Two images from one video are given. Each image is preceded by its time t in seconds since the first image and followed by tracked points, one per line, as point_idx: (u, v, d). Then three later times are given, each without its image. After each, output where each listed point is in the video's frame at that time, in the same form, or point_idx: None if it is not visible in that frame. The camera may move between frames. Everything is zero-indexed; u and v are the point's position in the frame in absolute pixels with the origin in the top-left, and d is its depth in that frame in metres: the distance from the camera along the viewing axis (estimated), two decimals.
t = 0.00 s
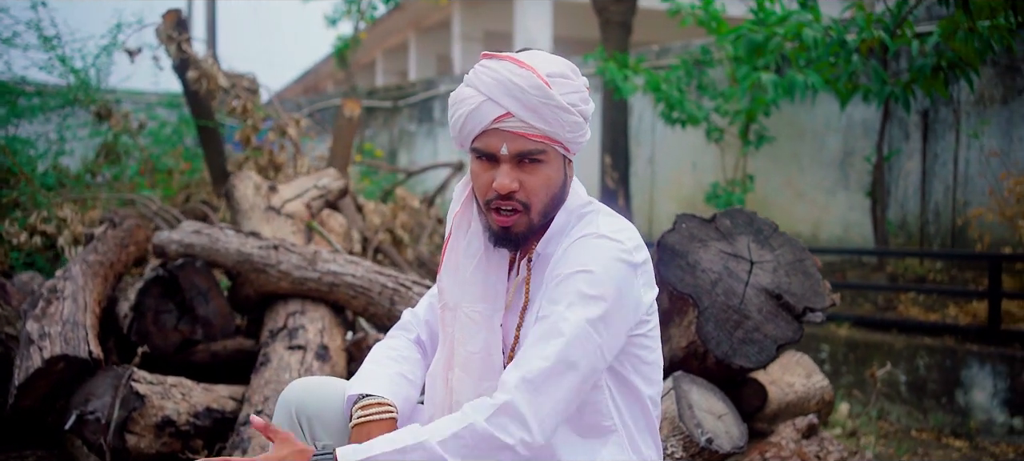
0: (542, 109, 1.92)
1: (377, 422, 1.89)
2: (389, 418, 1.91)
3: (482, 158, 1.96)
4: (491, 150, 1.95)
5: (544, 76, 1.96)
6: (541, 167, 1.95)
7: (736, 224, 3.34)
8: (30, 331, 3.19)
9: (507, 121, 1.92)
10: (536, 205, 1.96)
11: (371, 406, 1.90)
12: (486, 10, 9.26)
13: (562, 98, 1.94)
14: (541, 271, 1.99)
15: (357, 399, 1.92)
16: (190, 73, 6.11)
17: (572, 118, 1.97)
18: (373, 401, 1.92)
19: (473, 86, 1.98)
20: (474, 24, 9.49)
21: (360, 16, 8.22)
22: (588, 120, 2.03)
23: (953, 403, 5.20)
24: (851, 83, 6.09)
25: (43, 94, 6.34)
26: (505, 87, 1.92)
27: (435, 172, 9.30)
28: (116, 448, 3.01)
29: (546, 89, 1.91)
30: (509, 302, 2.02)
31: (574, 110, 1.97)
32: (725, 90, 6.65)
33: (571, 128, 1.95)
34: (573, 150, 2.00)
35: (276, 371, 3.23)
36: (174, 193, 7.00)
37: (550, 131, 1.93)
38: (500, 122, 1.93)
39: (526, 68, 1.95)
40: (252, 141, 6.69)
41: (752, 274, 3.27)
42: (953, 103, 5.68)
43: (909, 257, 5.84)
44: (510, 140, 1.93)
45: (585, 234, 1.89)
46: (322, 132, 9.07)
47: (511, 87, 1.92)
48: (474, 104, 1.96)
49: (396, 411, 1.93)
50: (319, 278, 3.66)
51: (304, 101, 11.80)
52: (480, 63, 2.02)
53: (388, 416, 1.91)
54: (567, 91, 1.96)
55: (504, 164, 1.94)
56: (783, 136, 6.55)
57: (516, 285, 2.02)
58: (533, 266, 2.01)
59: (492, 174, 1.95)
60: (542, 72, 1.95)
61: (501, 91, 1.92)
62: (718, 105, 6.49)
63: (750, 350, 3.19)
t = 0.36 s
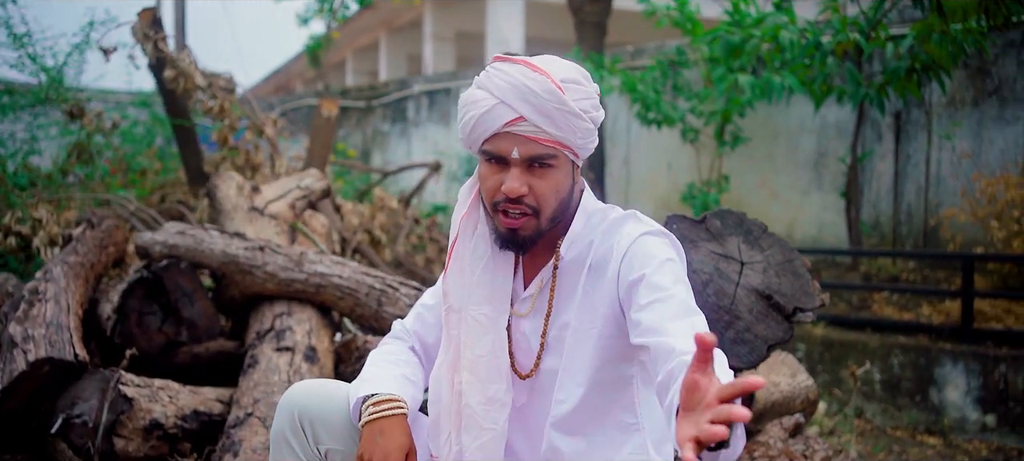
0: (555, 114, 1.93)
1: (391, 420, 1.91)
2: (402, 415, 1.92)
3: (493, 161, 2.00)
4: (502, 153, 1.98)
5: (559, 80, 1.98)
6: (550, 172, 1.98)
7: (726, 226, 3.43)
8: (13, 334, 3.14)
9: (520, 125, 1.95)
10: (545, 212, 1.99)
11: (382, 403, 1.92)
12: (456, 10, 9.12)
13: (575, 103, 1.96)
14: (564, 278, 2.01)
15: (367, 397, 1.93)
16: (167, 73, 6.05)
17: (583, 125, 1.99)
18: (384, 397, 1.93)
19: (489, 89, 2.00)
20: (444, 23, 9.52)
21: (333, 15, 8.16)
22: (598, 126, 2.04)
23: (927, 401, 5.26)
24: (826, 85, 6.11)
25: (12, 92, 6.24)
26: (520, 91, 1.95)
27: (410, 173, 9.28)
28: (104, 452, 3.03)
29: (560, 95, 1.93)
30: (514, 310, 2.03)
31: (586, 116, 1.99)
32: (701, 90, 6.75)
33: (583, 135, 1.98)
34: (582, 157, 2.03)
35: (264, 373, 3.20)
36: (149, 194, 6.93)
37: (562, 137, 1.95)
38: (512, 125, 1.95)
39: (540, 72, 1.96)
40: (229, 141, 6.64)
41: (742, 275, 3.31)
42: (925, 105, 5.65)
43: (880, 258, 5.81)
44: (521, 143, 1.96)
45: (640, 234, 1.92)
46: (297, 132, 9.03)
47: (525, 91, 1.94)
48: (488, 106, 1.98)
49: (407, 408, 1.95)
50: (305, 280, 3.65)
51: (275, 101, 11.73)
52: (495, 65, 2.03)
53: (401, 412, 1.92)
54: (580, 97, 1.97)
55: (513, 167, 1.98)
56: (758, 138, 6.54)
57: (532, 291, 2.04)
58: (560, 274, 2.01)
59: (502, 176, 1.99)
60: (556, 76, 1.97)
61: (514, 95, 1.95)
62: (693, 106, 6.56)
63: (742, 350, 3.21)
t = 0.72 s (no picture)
0: (589, 114, 1.95)
1: (400, 431, 1.94)
2: (410, 425, 1.95)
3: (523, 155, 2.00)
4: (532, 147, 1.98)
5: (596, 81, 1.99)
6: (578, 172, 1.98)
7: (719, 228, 3.49)
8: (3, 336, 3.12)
9: (554, 121, 1.96)
10: (568, 212, 1.99)
11: (392, 413, 1.95)
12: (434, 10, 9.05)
13: (610, 106, 1.97)
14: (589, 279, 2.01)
15: (376, 406, 1.96)
16: (151, 73, 6.03)
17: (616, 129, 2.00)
18: (394, 407, 1.96)
19: (526, 84, 2.01)
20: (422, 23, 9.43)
21: (313, 14, 8.13)
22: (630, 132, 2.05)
23: (908, 400, 5.31)
24: (808, 86, 6.12)
25: None
26: (558, 87, 1.96)
27: (392, 173, 9.28)
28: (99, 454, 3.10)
29: (597, 95, 1.94)
30: (536, 312, 2.03)
31: (619, 120, 2.00)
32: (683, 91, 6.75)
33: (614, 138, 1.98)
34: (611, 161, 2.03)
35: (259, 375, 3.20)
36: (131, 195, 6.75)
37: (593, 138, 1.96)
38: (545, 121, 1.96)
39: (579, 71, 1.98)
40: (213, 142, 6.61)
41: (737, 276, 3.41)
42: (905, 107, 5.69)
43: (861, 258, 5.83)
44: (553, 139, 1.96)
45: (671, 243, 1.92)
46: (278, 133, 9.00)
47: (563, 88, 1.95)
48: (523, 100, 1.99)
49: (416, 417, 1.98)
50: (298, 282, 3.69)
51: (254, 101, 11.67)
52: (535, 62, 2.05)
53: (411, 421, 1.95)
54: (615, 100, 1.99)
55: (542, 162, 1.98)
56: (740, 138, 6.57)
57: (555, 294, 2.03)
58: (587, 278, 2.01)
59: (530, 171, 1.98)
60: (594, 77, 1.98)
61: (551, 91, 1.96)
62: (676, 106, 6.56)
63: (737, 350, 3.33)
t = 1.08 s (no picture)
0: (602, 107, 1.97)
1: (405, 437, 1.95)
2: (414, 431, 1.96)
3: (536, 141, 2.04)
4: (545, 135, 2.01)
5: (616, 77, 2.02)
6: (586, 165, 2.00)
7: (712, 227, 3.55)
8: None
9: (567, 111, 1.99)
10: (573, 203, 2.00)
11: (396, 417, 1.96)
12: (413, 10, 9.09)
13: (626, 104, 1.99)
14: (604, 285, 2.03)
15: (381, 408, 1.98)
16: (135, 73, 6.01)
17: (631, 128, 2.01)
18: (398, 409, 1.97)
19: (549, 73, 2.05)
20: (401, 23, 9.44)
21: (294, 14, 8.10)
22: (648, 135, 2.05)
23: (890, 398, 5.29)
24: (789, 87, 6.10)
25: None
26: (576, 77, 1.99)
27: (374, 174, 9.27)
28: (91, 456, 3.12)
29: (613, 90, 1.96)
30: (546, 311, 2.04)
31: (636, 120, 2.01)
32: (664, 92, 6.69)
33: (627, 136, 1.99)
34: (624, 160, 2.04)
35: (252, 375, 3.20)
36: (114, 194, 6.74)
37: (605, 132, 1.98)
38: (559, 110, 2.00)
39: (600, 65, 2.01)
40: (196, 141, 6.58)
41: (730, 275, 3.46)
42: (884, 107, 5.77)
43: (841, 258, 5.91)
44: (564, 128, 1.99)
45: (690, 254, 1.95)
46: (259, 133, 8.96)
47: (580, 78, 1.98)
48: (543, 87, 2.03)
49: (421, 419, 1.99)
50: (290, 282, 3.73)
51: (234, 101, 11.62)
52: (562, 54, 2.09)
53: (416, 425, 1.97)
54: (632, 99, 2.00)
55: (552, 150, 2.00)
56: (721, 138, 6.63)
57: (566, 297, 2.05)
58: (600, 282, 2.04)
59: (540, 157, 2.02)
60: (614, 74, 2.01)
61: (570, 82, 2.00)
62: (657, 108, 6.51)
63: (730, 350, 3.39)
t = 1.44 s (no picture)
0: (616, 91, 1.97)
1: (408, 436, 1.96)
2: (415, 431, 1.97)
3: (547, 125, 2.03)
4: (556, 118, 2.01)
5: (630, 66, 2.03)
6: (597, 149, 2.00)
7: (707, 226, 3.61)
8: None
9: (581, 93, 1.99)
10: (581, 189, 2.00)
11: (397, 416, 1.98)
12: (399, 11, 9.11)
13: (639, 91, 2.00)
14: (600, 293, 2.02)
15: (383, 407, 1.99)
16: (123, 71, 5.97)
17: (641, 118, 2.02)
18: (401, 408, 1.99)
19: (562, 60, 2.06)
20: (387, 23, 9.44)
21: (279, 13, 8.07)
22: (657, 128, 2.07)
23: (877, 396, 5.32)
24: (776, 87, 6.16)
25: None
26: (591, 62, 2.00)
27: (361, 173, 9.26)
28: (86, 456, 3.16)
29: (627, 75, 1.97)
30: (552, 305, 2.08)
31: (647, 110, 2.02)
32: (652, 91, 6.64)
33: (637, 124, 2.00)
34: (632, 150, 2.04)
35: (246, 375, 3.19)
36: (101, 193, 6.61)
37: (617, 117, 1.98)
38: (573, 93, 2.00)
39: (614, 52, 2.01)
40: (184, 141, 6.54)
41: (725, 274, 3.50)
42: (871, 108, 5.80)
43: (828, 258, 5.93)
44: (577, 110, 1.99)
45: (676, 270, 1.92)
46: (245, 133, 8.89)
47: (595, 62, 1.99)
48: (556, 72, 2.04)
49: (423, 418, 2.01)
50: (283, 281, 3.74)
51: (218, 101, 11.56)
52: (575, 44, 2.10)
53: (417, 424, 1.98)
54: (644, 89, 2.01)
55: (564, 133, 2.00)
56: (709, 139, 6.63)
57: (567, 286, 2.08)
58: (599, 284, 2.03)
59: (551, 140, 2.02)
60: (628, 62, 2.02)
61: (585, 66, 2.00)
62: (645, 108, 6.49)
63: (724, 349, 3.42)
